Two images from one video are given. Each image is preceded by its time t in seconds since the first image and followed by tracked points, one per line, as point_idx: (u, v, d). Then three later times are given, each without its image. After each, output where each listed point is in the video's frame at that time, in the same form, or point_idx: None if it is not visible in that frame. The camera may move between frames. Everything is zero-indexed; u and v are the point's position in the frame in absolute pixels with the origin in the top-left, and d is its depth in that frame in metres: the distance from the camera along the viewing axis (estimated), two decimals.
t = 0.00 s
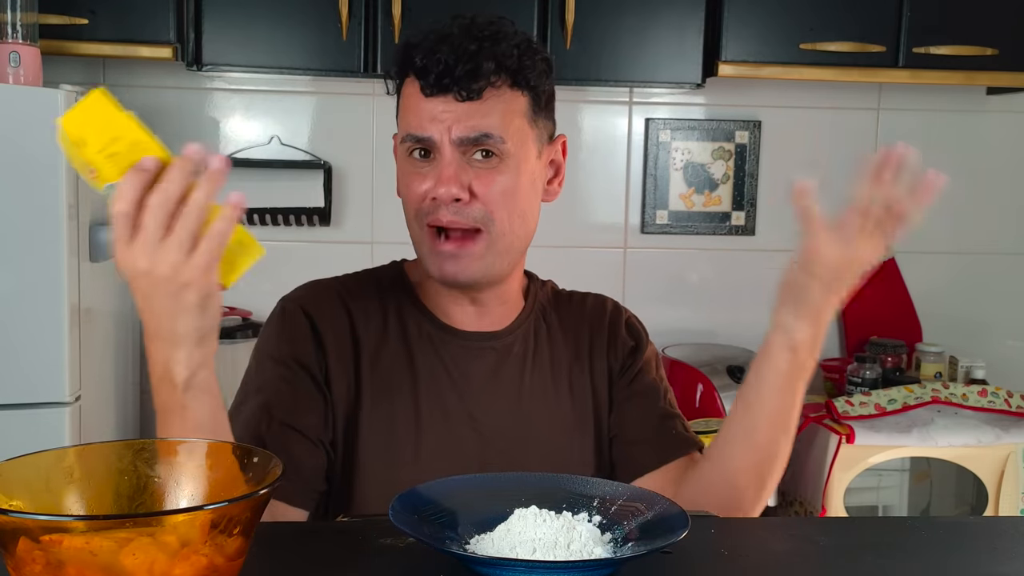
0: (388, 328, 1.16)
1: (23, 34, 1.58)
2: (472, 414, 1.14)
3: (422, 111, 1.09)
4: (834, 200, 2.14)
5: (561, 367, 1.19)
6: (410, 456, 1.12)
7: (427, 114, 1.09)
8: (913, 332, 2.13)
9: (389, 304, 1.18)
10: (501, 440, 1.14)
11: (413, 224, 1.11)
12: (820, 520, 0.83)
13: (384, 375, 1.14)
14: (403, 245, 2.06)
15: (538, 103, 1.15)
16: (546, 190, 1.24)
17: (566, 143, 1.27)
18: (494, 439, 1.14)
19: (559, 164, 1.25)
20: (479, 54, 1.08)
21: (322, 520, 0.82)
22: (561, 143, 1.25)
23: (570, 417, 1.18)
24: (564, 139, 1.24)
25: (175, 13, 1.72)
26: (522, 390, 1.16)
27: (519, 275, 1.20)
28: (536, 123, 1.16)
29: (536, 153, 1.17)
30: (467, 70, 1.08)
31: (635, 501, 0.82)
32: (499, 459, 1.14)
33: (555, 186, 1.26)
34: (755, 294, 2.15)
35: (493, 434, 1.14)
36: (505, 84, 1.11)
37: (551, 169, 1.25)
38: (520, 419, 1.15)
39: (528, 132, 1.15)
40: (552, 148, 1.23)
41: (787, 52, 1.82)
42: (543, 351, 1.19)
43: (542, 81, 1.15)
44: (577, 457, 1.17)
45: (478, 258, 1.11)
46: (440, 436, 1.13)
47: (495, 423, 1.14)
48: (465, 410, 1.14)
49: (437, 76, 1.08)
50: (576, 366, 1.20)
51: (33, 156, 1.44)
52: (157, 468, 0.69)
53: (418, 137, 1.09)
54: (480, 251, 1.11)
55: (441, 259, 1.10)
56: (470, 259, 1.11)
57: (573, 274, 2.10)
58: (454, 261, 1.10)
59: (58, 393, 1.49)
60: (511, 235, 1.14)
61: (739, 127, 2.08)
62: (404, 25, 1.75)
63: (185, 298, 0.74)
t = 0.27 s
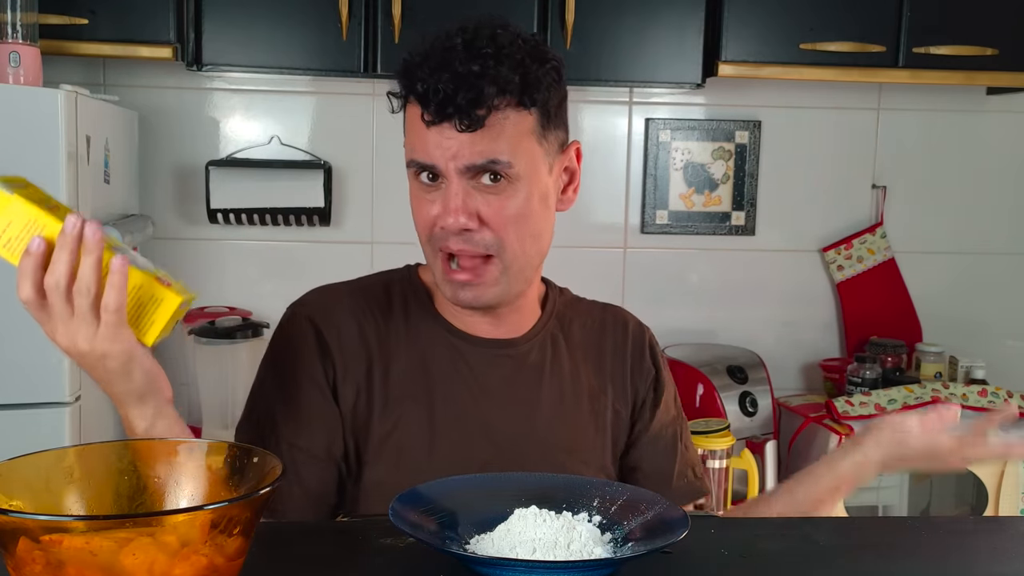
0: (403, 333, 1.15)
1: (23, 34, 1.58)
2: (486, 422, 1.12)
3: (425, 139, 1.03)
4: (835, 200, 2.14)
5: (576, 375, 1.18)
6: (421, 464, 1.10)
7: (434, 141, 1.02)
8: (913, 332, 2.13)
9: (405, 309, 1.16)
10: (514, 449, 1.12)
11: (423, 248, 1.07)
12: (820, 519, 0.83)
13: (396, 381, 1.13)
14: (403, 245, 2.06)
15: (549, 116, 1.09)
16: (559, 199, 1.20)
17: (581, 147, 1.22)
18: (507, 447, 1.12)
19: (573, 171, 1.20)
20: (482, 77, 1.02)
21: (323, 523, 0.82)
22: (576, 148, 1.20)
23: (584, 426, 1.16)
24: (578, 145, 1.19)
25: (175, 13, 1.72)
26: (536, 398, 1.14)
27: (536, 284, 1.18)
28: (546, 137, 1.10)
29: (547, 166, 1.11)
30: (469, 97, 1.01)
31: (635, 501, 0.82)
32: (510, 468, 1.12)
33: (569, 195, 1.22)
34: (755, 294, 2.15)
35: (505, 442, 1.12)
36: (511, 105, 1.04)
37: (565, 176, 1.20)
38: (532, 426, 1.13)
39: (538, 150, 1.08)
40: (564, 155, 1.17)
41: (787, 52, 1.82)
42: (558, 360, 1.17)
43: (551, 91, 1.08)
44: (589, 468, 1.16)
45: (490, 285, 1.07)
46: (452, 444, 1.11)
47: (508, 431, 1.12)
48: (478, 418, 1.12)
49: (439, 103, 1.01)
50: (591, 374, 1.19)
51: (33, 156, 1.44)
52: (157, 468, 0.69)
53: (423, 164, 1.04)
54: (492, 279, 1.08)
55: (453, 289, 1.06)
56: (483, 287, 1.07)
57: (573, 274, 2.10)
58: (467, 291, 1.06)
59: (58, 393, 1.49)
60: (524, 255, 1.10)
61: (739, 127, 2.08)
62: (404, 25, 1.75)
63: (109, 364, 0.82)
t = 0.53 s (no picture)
0: (407, 340, 1.14)
1: (23, 34, 1.58)
2: (489, 428, 1.12)
3: (435, 143, 1.02)
4: (835, 200, 2.14)
5: (582, 380, 1.17)
6: (425, 471, 1.10)
7: (444, 147, 1.02)
8: (913, 332, 2.13)
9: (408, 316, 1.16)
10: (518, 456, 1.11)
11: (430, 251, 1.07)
12: (820, 520, 0.83)
13: (401, 389, 1.13)
14: (403, 245, 2.06)
15: (558, 122, 1.08)
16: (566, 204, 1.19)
17: (588, 150, 1.21)
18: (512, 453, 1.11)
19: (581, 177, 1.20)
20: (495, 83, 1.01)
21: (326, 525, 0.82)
22: (583, 153, 1.19)
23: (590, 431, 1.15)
24: (585, 151, 1.19)
25: (175, 13, 1.72)
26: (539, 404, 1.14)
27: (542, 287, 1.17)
28: (555, 142, 1.09)
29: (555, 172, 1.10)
30: (480, 103, 1.01)
31: (635, 501, 0.82)
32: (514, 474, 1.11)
33: (578, 199, 1.21)
34: (755, 294, 2.15)
35: (509, 448, 1.11)
36: (521, 111, 1.04)
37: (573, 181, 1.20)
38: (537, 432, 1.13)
39: (547, 157, 1.08)
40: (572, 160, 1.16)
41: (787, 52, 1.82)
42: (564, 364, 1.16)
43: (560, 97, 1.08)
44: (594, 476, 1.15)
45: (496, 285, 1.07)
46: (455, 451, 1.11)
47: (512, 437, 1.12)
48: (482, 424, 1.12)
49: (450, 108, 1.00)
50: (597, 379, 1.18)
51: (33, 156, 1.44)
52: (157, 468, 0.69)
53: (432, 168, 1.03)
54: (498, 278, 1.08)
55: (458, 288, 1.06)
56: (489, 286, 1.07)
57: (573, 274, 2.10)
58: (473, 289, 1.06)
59: (59, 393, 1.49)
60: (531, 258, 1.09)
61: (739, 127, 2.08)
62: (404, 25, 1.75)
63: (119, 412, 0.90)
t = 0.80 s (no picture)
0: (400, 343, 1.14)
1: (23, 34, 1.58)
2: (480, 430, 1.12)
3: (400, 164, 0.96)
4: (835, 200, 2.14)
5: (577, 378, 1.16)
6: (418, 473, 1.11)
7: (410, 169, 0.96)
8: (913, 332, 2.13)
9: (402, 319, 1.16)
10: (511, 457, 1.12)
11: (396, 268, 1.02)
12: (821, 520, 0.83)
13: (395, 392, 1.13)
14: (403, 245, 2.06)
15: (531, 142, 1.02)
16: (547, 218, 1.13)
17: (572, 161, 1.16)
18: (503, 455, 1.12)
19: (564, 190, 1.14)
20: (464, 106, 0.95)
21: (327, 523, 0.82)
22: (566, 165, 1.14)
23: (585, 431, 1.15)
24: (569, 163, 1.13)
25: (175, 13, 1.72)
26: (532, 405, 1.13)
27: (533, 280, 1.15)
28: (527, 162, 1.03)
29: (527, 191, 1.04)
30: (443, 127, 0.94)
31: (635, 501, 0.82)
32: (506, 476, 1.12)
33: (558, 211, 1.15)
34: (755, 294, 2.15)
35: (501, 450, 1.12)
36: (489, 135, 0.97)
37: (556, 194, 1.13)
38: (532, 432, 1.13)
39: (518, 178, 1.02)
40: (551, 173, 1.10)
41: (787, 52, 1.82)
42: (558, 363, 1.15)
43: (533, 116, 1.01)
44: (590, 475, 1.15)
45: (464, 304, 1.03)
46: (448, 453, 1.11)
47: (504, 438, 1.12)
48: (473, 426, 1.12)
49: (412, 131, 0.94)
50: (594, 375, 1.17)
51: (33, 156, 1.44)
52: (157, 468, 0.69)
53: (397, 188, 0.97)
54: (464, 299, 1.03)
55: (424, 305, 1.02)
56: (455, 305, 1.03)
57: (573, 274, 2.10)
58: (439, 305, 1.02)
59: (58, 393, 1.49)
60: (501, 279, 1.05)
61: (739, 127, 2.08)
62: (403, 25, 1.75)
63: (121, 428, 0.90)
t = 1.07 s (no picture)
0: (393, 343, 1.14)
1: (23, 34, 1.58)
2: (471, 429, 1.10)
3: (457, 95, 1.08)
4: (835, 200, 2.14)
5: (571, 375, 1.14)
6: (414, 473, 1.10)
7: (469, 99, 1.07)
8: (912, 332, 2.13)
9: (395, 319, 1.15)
10: (502, 456, 1.10)
11: (441, 209, 1.07)
12: (821, 520, 0.83)
13: (387, 392, 1.12)
14: (403, 245, 2.06)
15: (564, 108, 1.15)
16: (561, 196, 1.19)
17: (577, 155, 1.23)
18: (495, 454, 1.10)
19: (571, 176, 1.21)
20: (522, 48, 1.09)
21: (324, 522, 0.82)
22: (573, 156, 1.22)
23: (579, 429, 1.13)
24: (577, 151, 1.21)
25: (176, 13, 1.72)
26: (524, 402, 1.11)
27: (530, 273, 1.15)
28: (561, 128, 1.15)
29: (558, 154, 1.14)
30: (512, 58, 1.08)
31: (635, 501, 0.82)
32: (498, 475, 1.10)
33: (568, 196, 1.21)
34: (755, 294, 2.15)
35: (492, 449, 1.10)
36: (542, 80, 1.10)
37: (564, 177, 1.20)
38: (523, 430, 1.11)
39: (556, 135, 1.13)
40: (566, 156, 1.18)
41: (787, 52, 1.82)
42: (551, 360, 1.14)
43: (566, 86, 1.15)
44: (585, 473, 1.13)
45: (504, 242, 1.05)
46: (439, 453, 1.10)
47: (495, 437, 1.10)
48: (463, 425, 1.10)
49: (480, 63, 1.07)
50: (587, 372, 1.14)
51: (33, 156, 1.44)
52: (157, 468, 0.69)
53: (451, 117, 1.08)
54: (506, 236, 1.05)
55: (466, 241, 1.05)
56: (501, 241, 1.05)
57: (573, 274, 2.10)
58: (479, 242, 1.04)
59: (58, 393, 1.49)
60: (539, 228, 1.09)
61: (739, 127, 2.08)
62: (404, 25, 1.75)
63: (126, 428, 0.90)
